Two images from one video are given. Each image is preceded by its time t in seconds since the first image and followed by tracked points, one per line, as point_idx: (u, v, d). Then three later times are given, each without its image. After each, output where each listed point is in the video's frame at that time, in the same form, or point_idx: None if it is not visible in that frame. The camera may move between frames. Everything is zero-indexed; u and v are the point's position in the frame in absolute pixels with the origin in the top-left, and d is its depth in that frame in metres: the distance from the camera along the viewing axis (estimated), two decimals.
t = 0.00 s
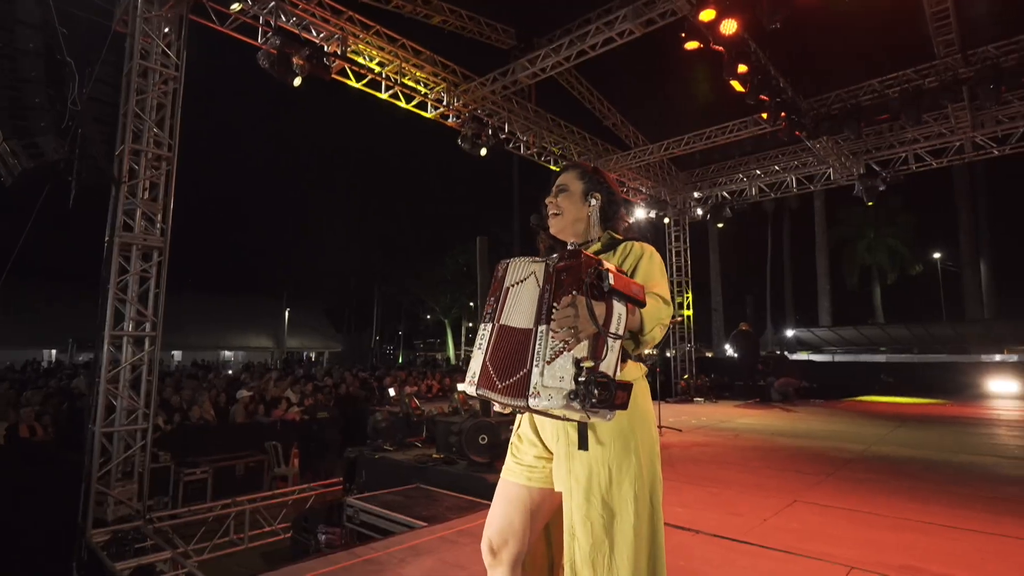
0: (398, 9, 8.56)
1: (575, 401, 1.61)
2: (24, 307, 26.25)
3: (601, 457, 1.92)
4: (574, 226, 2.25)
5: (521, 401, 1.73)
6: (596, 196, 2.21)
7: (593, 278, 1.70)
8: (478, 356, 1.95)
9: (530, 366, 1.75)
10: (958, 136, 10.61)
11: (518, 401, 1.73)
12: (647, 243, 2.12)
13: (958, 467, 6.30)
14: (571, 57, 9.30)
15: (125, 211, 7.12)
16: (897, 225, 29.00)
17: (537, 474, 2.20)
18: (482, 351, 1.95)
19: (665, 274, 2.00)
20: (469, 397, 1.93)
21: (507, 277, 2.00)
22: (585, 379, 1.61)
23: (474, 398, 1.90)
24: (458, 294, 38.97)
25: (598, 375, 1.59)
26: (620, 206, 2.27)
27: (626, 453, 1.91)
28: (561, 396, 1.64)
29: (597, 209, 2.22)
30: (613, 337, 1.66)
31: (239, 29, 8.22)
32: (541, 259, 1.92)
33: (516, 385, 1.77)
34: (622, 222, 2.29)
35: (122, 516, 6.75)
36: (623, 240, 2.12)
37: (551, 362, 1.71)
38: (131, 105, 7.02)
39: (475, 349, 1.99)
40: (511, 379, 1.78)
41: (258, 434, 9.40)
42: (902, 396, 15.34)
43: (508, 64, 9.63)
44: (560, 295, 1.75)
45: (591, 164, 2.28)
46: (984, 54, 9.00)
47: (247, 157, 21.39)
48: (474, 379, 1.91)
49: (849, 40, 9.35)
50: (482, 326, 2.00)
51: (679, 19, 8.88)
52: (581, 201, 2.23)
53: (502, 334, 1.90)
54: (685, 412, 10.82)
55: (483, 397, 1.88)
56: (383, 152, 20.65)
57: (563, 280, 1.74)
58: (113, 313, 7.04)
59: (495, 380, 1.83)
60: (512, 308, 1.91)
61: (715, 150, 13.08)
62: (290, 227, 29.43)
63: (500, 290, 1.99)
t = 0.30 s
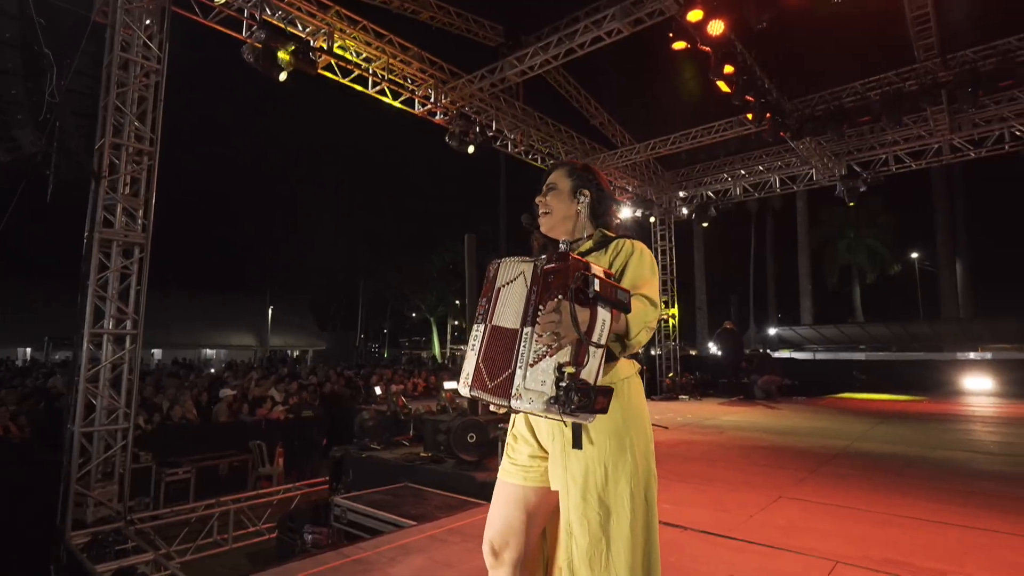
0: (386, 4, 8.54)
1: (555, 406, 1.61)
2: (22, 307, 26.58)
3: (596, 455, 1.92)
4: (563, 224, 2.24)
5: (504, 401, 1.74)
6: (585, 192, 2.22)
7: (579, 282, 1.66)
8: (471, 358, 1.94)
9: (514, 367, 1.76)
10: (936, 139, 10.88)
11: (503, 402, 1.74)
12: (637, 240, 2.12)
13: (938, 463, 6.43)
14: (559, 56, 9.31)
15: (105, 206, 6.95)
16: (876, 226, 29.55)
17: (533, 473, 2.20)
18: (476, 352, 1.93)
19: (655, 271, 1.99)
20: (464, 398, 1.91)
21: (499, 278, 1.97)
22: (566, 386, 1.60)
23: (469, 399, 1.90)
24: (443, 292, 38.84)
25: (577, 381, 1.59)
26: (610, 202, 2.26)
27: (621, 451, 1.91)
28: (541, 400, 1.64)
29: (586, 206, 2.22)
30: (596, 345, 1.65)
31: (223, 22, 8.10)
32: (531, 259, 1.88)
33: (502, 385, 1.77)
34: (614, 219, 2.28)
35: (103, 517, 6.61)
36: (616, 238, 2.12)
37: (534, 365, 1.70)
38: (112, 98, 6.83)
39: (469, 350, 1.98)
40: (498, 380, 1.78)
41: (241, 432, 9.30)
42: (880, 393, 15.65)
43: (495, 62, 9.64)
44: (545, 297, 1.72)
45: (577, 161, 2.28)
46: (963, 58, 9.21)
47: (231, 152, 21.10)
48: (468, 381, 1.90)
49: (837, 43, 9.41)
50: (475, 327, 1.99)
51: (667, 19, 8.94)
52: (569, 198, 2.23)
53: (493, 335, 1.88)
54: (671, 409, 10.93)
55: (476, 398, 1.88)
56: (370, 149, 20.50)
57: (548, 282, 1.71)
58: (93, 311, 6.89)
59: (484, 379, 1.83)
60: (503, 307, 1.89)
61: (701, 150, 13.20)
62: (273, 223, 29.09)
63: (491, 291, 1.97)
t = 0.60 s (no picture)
0: None
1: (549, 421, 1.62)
2: (25, 307, 25.94)
3: (588, 455, 1.91)
4: (554, 226, 2.23)
5: (496, 403, 1.73)
6: (576, 193, 2.19)
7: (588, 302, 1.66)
8: (468, 357, 1.86)
9: (508, 372, 1.72)
10: (915, 141, 11.09)
11: (494, 404, 1.73)
12: (628, 241, 2.04)
13: (915, 458, 6.59)
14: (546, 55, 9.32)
15: (84, 201, 6.81)
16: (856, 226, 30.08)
17: (525, 469, 2.19)
18: (473, 351, 1.85)
19: (649, 274, 1.92)
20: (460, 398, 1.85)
21: (499, 277, 1.85)
22: (560, 405, 1.61)
23: (464, 399, 1.84)
24: (428, 290, 38.69)
25: (572, 403, 1.60)
26: (603, 203, 2.23)
27: (612, 449, 1.91)
28: (534, 412, 1.64)
29: (576, 207, 2.19)
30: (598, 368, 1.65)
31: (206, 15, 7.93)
32: (536, 261, 1.76)
33: (494, 385, 1.75)
34: (608, 219, 2.24)
35: (81, 519, 6.48)
36: (607, 237, 2.05)
37: (530, 375, 1.67)
38: (91, 91, 6.68)
39: (464, 347, 1.90)
40: (489, 382, 1.75)
41: (225, 432, 9.22)
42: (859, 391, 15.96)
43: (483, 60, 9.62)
44: (551, 310, 1.68)
45: (568, 162, 2.28)
46: (941, 63, 9.41)
47: (213, 148, 20.78)
48: (465, 379, 1.83)
49: (818, 47, 9.65)
50: (472, 325, 1.89)
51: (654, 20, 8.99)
52: (560, 199, 2.21)
53: (490, 338, 1.80)
54: (657, 407, 11.03)
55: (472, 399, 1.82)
56: (356, 145, 20.33)
57: (556, 295, 1.67)
58: (72, 308, 6.76)
59: (480, 380, 1.78)
60: (501, 308, 1.81)
61: (686, 150, 13.34)
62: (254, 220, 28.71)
63: (489, 290, 1.86)
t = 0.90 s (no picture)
0: None
1: (560, 444, 1.55)
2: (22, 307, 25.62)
3: (593, 457, 1.91)
4: (559, 226, 2.23)
5: (506, 416, 1.63)
6: (580, 193, 2.19)
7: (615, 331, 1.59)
8: (474, 357, 1.81)
9: (520, 387, 1.61)
10: (899, 144, 11.29)
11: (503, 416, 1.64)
12: (636, 245, 2.02)
13: (901, 456, 6.71)
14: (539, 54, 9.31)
15: (69, 198, 6.69)
16: (840, 227, 30.48)
17: (528, 471, 2.20)
18: (478, 352, 1.81)
19: (656, 281, 1.91)
20: (465, 397, 1.82)
21: (507, 278, 1.79)
22: (575, 430, 1.53)
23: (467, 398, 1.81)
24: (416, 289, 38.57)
25: (587, 431, 1.53)
26: (608, 203, 2.23)
27: (615, 450, 1.91)
28: (545, 435, 1.54)
29: (581, 207, 2.20)
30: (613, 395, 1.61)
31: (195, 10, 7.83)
32: (555, 271, 1.65)
33: (505, 397, 1.65)
34: (613, 219, 2.24)
35: (66, 521, 6.38)
36: (616, 240, 2.03)
37: (544, 396, 1.56)
38: (76, 85, 6.55)
39: (469, 346, 1.85)
40: (498, 391, 1.67)
41: (213, 432, 9.19)
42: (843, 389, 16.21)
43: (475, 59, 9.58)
44: (575, 334, 1.58)
45: (573, 162, 2.28)
46: (926, 67, 9.58)
47: (198, 144, 20.50)
48: (470, 380, 1.80)
49: (805, 51, 9.82)
50: (478, 325, 1.86)
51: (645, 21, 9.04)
52: (564, 199, 2.22)
53: (498, 345, 1.73)
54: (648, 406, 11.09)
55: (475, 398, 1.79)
56: (344, 143, 20.20)
57: (581, 320, 1.58)
58: (57, 307, 6.64)
59: (485, 384, 1.71)
60: (506, 310, 1.75)
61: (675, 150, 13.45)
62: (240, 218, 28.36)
63: (497, 291, 1.81)
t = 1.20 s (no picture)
0: None
1: (579, 449, 1.54)
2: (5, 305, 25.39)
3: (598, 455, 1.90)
4: (566, 222, 2.24)
5: (522, 419, 1.62)
6: (587, 189, 2.20)
7: (636, 336, 1.58)
8: (480, 353, 1.87)
9: (537, 393, 1.60)
10: (890, 146, 11.43)
11: (521, 420, 1.63)
12: (646, 242, 2.02)
13: (892, 454, 6.80)
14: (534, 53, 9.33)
15: (60, 195, 6.62)
16: (831, 228, 30.73)
17: (533, 470, 2.19)
18: (485, 347, 1.86)
19: (665, 279, 1.92)
20: (469, 392, 1.89)
21: (515, 274, 1.84)
22: (592, 437, 1.53)
23: (473, 392, 1.88)
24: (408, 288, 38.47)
25: (605, 438, 1.53)
26: (617, 199, 2.22)
27: (620, 446, 1.90)
28: (563, 440, 1.53)
29: (588, 202, 2.20)
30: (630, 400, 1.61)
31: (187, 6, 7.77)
32: (572, 273, 1.65)
33: (520, 399, 1.66)
34: (624, 217, 2.22)
35: (57, 522, 6.30)
36: (624, 237, 2.03)
37: (563, 402, 1.55)
38: (67, 81, 6.47)
39: (476, 342, 1.90)
40: (510, 392, 1.68)
41: (203, 432, 9.12)
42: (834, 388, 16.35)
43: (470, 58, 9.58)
44: (596, 340, 1.57)
45: (581, 161, 2.29)
46: (916, 69, 9.70)
47: (189, 142, 20.34)
48: (475, 375, 1.86)
49: (797, 52, 9.91)
50: (485, 320, 1.91)
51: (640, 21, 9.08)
52: (572, 196, 2.23)
53: (513, 344, 1.73)
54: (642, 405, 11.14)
55: (481, 393, 1.86)
56: (337, 140, 20.12)
57: (602, 326, 1.57)
58: (47, 305, 6.57)
59: (493, 380, 1.76)
60: (514, 306, 1.80)
61: (668, 150, 13.53)
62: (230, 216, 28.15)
63: (505, 287, 1.85)
